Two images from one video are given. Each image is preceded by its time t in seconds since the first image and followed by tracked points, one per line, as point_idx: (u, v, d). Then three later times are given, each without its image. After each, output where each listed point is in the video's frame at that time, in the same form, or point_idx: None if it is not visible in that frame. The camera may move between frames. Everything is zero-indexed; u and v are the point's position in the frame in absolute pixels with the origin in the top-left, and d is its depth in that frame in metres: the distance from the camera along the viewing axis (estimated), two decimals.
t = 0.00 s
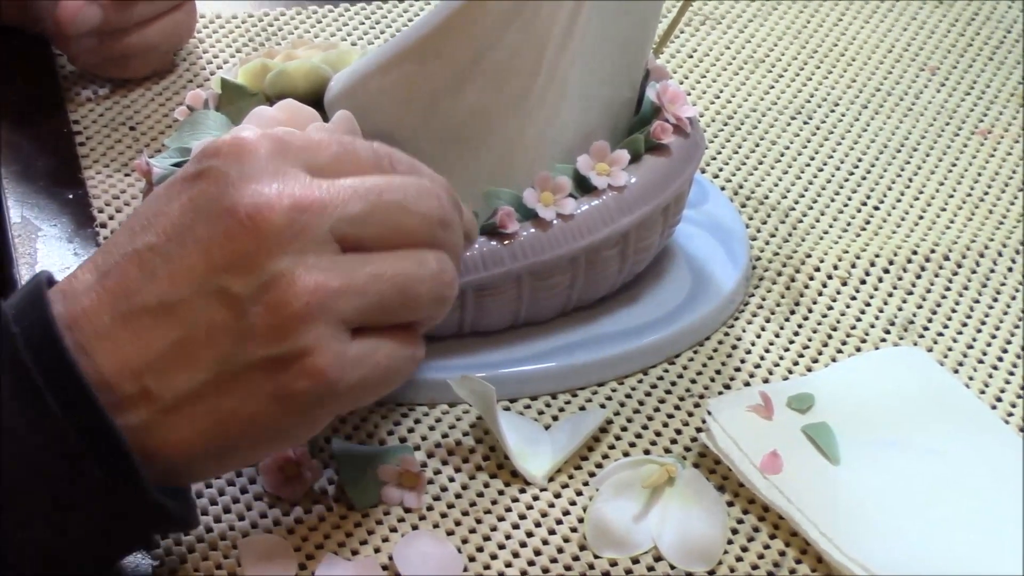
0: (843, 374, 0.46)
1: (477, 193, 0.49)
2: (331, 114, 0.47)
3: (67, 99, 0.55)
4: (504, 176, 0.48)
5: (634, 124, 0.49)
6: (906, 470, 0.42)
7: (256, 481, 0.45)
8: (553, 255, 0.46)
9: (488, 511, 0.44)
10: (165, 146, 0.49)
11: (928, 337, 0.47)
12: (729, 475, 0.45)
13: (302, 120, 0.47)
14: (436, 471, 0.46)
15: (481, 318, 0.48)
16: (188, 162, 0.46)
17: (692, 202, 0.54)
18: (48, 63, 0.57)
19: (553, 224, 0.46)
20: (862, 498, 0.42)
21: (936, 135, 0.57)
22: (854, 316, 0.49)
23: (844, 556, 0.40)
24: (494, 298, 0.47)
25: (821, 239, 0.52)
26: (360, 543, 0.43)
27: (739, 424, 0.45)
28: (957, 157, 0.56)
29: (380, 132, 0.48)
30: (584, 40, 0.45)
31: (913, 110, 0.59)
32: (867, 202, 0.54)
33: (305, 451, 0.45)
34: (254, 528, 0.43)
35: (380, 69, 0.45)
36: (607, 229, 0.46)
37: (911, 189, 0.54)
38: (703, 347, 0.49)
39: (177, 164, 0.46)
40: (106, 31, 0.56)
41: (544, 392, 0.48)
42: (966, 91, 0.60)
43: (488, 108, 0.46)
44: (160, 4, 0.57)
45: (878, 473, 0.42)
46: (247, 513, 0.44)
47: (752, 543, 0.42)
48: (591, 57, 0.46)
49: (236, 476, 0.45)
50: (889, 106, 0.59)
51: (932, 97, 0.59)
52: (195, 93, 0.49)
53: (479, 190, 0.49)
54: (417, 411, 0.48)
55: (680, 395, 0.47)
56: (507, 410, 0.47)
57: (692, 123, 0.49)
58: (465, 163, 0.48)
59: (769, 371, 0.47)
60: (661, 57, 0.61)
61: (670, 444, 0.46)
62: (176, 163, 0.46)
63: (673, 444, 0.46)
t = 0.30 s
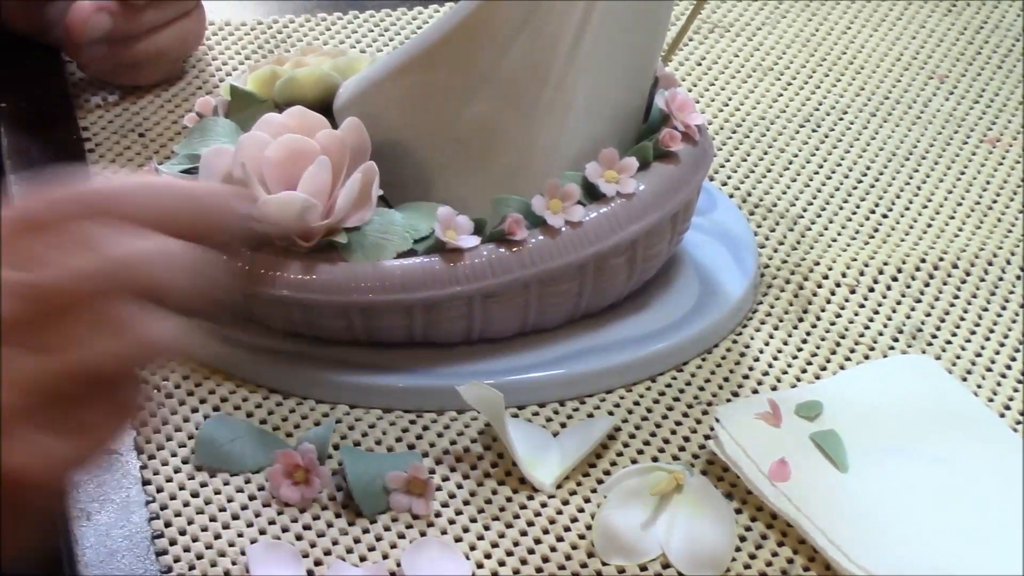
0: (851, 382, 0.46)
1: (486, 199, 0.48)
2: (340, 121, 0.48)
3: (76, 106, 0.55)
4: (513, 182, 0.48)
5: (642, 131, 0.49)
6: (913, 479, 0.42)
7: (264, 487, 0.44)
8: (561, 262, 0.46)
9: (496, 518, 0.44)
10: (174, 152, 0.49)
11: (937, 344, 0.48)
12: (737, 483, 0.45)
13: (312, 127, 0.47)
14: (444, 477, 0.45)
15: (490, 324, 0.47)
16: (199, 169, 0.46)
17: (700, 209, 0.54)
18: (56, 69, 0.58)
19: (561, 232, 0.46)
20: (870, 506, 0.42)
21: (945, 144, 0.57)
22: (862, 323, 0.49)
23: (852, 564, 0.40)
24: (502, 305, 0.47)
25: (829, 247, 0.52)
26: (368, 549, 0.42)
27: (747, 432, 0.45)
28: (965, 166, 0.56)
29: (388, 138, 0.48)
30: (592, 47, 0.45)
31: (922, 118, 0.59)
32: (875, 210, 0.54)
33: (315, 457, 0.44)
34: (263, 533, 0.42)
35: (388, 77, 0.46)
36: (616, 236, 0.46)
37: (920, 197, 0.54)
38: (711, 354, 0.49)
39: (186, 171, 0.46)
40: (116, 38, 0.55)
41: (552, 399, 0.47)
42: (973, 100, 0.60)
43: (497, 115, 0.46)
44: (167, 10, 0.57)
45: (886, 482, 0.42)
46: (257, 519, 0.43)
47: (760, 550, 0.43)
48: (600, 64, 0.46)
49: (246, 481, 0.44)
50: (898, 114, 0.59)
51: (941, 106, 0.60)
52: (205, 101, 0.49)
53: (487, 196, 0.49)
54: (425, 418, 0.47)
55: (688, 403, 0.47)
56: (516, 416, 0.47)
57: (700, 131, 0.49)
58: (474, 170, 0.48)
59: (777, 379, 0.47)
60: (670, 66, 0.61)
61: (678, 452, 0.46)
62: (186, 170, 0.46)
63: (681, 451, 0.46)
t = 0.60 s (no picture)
0: (874, 398, 0.46)
1: (508, 212, 0.49)
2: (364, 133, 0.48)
3: (101, 118, 0.58)
4: (536, 196, 0.48)
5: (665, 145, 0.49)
6: (935, 493, 0.42)
7: (287, 499, 0.44)
8: (584, 275, 0.46)
9: (518, 531, 0.44)
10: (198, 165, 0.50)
11: (959, 359, 0.48)
12: (758, 497, 0.45)
13: (336, 140, 0.47)
14: (465, 490, 0.45)
15: (512, 338, 0.47)
16: (223, 182, 0.46)
17: (723, 224, 0.54)
18: (83, 83, 0.60)
19: (584, 245, 0.46)
20: (893, 521, 0.42)
21: (967, 161, 0.58)
22: (885, 337, 0.49)
23: None
24: (524, 318, 0.47)
25: (851, 262, 0.53)
26: (390, 561, 0.42)
27: (770, 446, 0.45)
28: (987, 182, 0.57)
29: (412, 151, 0.48)
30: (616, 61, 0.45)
31: (944, 134, 0.60)
32: (897, 225, 0.54)
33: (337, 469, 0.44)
34: (285, 546, 0.42)
35: (412, 89, 0.47)
36: (639, 249, 0.46)
37: (942, 213, 0.55)
38: (733, 369, 0.49)
39: (211, 185, 0.48)
40: (143, 50, 0.57)
41: (574, 412, 0.47)
42: (996, 116, 0.61)
43: (521, 129, 0.47)
44: (195, 25, 0.59)
45: (909, 496, 0.42)
46: (279, 531, 0.43)
47: (782, 565, 0.43)
48: (623, 77, 0.46)
49: (268, 493, 0.44)
50: (920, 130, 0.60)
51: (964, 122, 0.61)
52: (229, 114, 0.49)
53: (509, 209, 0.49)
54: (447, 431, 0.47)
55: (710, 417, 0.47)
56: (537, 430, 0.47)
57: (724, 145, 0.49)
58: (497, 184, 0.48)
59: (799, 394, 0.47)
60: (693, 80, 0.61)
61: (699, 466, 0.46)
62: (210, 184, 0.48)
63: (703, 465, 0.46)
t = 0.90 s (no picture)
0: (886, 419, 0.46)
1: (521, 231, 0.49)
2: (378, 153, 0.48)
3: (116, 139, 0.59)
4: (550, 216, 0.48)
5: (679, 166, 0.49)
6: (948, 513, 0.42)
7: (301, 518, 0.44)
8: (598, 295, 0.46)
9: (531, 550, 0.44)
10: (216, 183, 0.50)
11: (973, 380, 0.48)
12: (772, 517, 0.45)
13: (350, 159, 0.47)
14: (479, 509, 0.45)
15: (526, 357, 0.47)
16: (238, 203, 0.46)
17: (736, 244, 0.54)
18: (99, 104, 0.61)
19: (598, 265, 0.46)
20: (908, 541, 0.41)
21: (980, 182, 0.58)
22: (898, 358, 0.49)
23: None
24: (538, 338, 0.47)
25: (864, 282, 0.53)
26: None
27: (784, 466, 0.44)
28: (1001, 203, 0.57)
29: (426, 172, 0.48)
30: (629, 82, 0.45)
31: (957, 155, 0.60)
32: (910, 246, 0.54)
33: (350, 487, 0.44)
34: (298, 565, 0.42)
35: (426, 108, 0.47)
36: (652, 269, 0.46)
37: (955, 234, 0.55)
38: (747, 389, 0.49)
39: (226, 204, 0.48)
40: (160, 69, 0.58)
41: (588, 432, 0.47)
42: (1010, 136, 0.61)
43: (534, 148, 0.47)
44: (211, 45, 0.59)
45: (923, 517, 0.42)
46: (293, 549, 0.43)
47: None
48: (636, 98, 0.46)
49: (281, 512, 0.44)
50: (933, 151, 0.60)
51: (977, 143, 0.61)
52: (243, 133, 0.49)
53: (523, 229, 0.49)
54: (460, 450, 0.47)
55: (723, 437, 0.47)
56: (551, 449, 0.47)
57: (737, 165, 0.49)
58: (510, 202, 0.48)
59: (812, 414, 0.47)
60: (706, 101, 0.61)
61: (713, 486, 0.46)
62: (225, 203, 0.48)
63: (716, 485, 0.45)
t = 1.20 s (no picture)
0: (891, 444, 0.46)
1: (527, 254, 0.49)
2: (384, 176, 0.48)
3: (122, 161, 0.59)
4: (555, 240, 0.48)
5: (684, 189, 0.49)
6: (954, 538, 0.42)
7: (306, 541, 0.44)
8: (603, 318, 0.46)
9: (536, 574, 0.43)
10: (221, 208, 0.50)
11: (978, 405, 0.48)
12: (777, 540, 0.44)
13: (356, 182, 0.47)
14: (484, 532, 0.45)
15: (531, 381, 0.47)
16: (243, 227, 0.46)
17: (741, 267, 0.54)
18: (106, 127, 0.62)
19: (603, 288, 0.46)
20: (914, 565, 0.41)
21: (985, 207, 0.58)
22: (903, 382, 0.49)
23: None
24: (544, 361, 0.47)
25: (869, 305, 0.53)
26: None
27: (790, 490, 0.44)
28: (1006, 227, 0.57)
29: (432, 194, 0.49)
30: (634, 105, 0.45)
31: (962, 179, 0.60)
32: (915, 269, 0.55)
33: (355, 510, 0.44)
34: None
35: (431, 133, 0.47)
36: (658, 292, 0.46)
37: (960, 258, 0.55)
38: (752, 412, 0.49)
39: (232, 227, 0.48)
40: (167, 94, 0.58)
41: (593, 455, 0.47)
42: (1014, 160, 0.62)
43: (539, 172, 0.47)
44: (218, 68, 0.60)
45: (930, 541, 0.42)
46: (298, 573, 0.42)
47: None
48: (642, 121, 0.46)
49: (286, 535, 0.44)
50: (938, 175, 0.60)
51: (982, 167, 0.61)
52: (249, 157, 0.49)
53: (528, 253, 0.49)
54: (465, 473, 0.47)
55: (728, 460, 0.47)
56: (556, 472, 0.47)
57: (743, 189, 0.49)
58: (515, 225, 0.48)
59: (817, 437, 0.47)
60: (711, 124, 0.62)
61: (718, 509, 0.45)
62: (231, 227, 0.48)
63: (721, 508, 0.45)
